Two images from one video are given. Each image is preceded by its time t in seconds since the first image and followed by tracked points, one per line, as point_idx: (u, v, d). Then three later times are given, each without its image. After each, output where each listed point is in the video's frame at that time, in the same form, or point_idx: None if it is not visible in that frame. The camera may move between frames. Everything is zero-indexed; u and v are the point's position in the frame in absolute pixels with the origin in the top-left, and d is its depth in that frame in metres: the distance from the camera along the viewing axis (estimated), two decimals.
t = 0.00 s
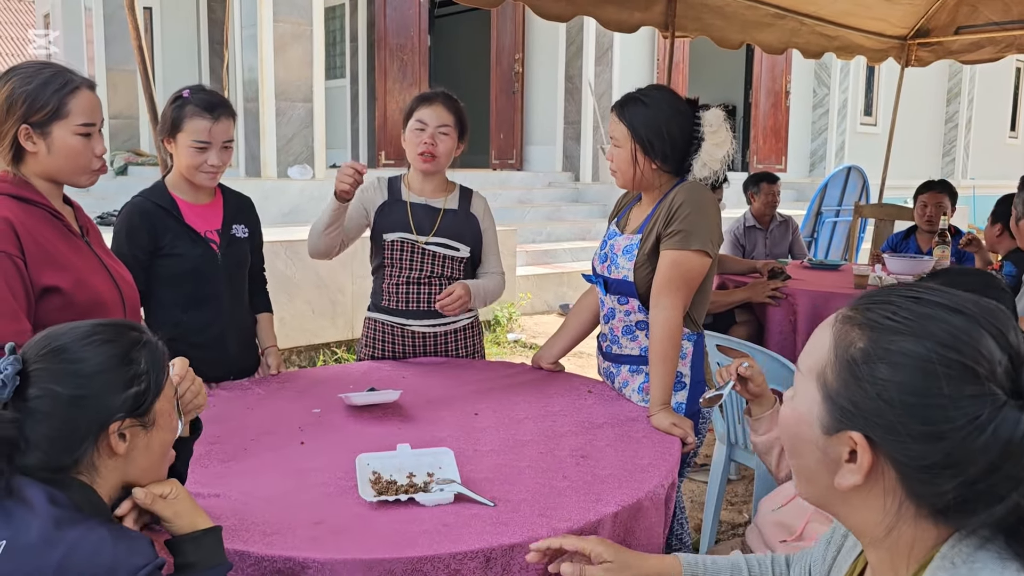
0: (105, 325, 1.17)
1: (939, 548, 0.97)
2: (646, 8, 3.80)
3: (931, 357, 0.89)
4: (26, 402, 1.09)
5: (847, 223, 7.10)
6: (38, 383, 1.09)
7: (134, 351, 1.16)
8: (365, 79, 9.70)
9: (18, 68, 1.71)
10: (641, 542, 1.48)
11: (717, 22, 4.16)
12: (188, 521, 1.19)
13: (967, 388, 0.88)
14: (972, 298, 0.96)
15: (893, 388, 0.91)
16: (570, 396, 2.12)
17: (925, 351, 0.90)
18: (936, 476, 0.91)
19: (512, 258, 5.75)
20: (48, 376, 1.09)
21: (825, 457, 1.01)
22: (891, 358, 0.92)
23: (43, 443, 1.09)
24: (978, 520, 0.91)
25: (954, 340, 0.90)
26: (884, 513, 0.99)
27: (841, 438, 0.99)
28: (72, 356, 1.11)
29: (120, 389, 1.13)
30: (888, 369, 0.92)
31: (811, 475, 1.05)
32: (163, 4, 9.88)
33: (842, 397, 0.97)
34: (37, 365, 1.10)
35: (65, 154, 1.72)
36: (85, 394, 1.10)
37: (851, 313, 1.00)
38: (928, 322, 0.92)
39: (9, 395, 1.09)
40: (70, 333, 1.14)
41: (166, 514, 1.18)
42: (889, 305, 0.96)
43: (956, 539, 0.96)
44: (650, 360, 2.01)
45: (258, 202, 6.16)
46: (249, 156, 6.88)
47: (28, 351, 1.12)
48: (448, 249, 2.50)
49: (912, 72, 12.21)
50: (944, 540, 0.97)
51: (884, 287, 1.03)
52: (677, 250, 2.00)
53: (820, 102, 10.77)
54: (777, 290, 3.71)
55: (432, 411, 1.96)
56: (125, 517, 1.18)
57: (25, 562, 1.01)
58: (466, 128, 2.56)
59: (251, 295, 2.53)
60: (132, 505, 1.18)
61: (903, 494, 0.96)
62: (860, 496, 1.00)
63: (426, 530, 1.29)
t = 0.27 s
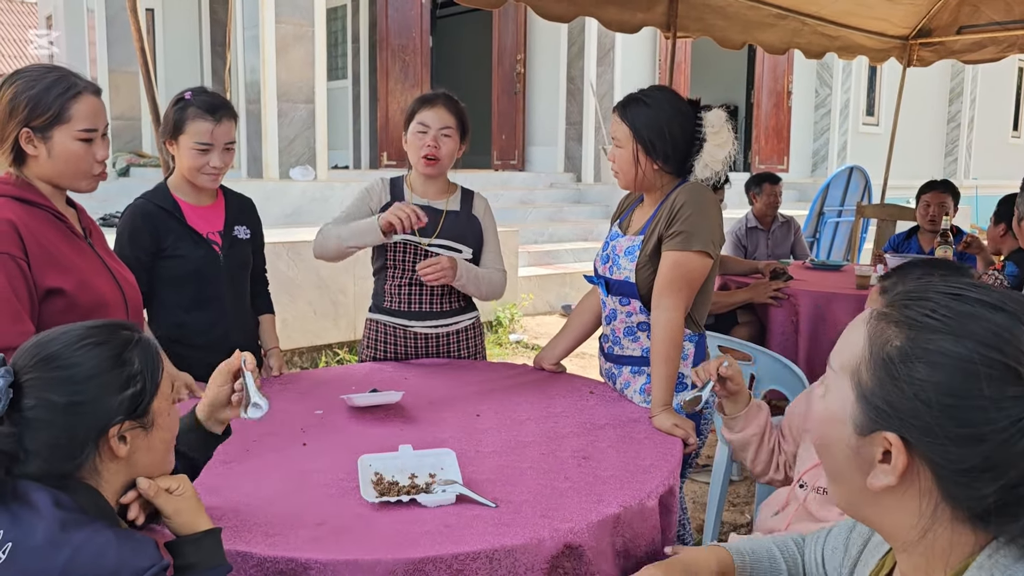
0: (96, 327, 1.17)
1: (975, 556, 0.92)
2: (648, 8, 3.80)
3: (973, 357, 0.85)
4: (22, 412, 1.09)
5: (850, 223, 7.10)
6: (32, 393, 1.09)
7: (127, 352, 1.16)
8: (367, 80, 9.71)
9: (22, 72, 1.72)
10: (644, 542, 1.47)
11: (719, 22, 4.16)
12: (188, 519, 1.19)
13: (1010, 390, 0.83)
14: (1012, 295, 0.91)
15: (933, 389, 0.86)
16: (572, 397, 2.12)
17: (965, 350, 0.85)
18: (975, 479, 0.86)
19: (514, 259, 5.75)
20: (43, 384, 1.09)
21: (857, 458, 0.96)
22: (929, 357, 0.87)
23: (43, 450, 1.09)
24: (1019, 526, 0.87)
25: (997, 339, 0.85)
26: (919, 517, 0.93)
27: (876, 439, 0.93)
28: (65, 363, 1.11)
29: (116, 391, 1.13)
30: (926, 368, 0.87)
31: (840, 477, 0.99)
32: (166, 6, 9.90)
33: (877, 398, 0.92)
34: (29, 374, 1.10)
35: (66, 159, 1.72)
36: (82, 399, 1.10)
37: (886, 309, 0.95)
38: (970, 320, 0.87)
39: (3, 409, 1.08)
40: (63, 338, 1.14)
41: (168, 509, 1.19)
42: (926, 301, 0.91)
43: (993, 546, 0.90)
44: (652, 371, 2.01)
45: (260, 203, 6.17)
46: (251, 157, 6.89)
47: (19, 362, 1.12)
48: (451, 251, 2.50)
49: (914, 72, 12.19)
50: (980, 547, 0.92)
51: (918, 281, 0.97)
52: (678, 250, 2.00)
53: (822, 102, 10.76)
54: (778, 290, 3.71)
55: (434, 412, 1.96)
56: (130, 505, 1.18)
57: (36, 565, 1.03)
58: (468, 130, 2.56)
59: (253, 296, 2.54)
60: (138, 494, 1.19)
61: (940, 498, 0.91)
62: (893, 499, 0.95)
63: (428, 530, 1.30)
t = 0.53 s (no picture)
0: (105, 329, 1.17)
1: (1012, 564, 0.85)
2: (648, 7, 3.79)
3: (1003, 349, 0.79)
4: (32, 413, 1.09)
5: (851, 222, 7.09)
6: (43, 395, 1.09)
7: (136, 354, 1.16)
8: (367, 79, 9.71)
9: (24, 73, 1.71)
10: (641, 541, 1.45)
11: (720, 21, 4.14)
12: (191, 520, 1.18)
13: None
14: None
15: (962, 384, 0.81)
16: (573, 397, 2.12)
17: (995, 342, 0.80)
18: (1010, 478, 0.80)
19: (515, 259, 5.75)
20: (53, 385, 1.10)
21: (886, 462, 0.90)
22: (957, 352, 0.82)
23: (51, 452, 1.09)
24: None
25: None
26: (952, 521, 0.86)
27: (906, 439, 0.87)
28: (75, 365, 1.11)
29: (126, 393, 1.13)
30: (955, 363, 0.82)
31: (867, 480, 0.93)
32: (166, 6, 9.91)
33: (904, 396, 0.86)
34: (40, 375, 1.11)
35: (67, 161, 1.72)
36: (91, 401, 1.10)
37: (910, 304, 0.89)
38: (999, 311, 0.81)
39: (14, 409, 1.09)
40: (73, 340, 1.14)
41: (171, 510, 1.18)
42: (953, 294, 0.86)
43: None
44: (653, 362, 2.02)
45: (260, 203, 6.17)
46: (251, 157, 6.89)
47: (30, 362, 1.12)
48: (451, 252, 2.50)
49: (916, 71, 12.18)
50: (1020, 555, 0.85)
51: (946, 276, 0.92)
52: (680, 250, 2.00)
53: (824, 101, 10.75)
54: (780, 290, 3.71)
55: (435, 412, 1.96)
56: (133, 509, 1.18)
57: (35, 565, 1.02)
58: (467, 129, 2.56)
59: (253, 297, 2.53)
60: (142, 498, 1.19)
61: (974, 501, 0.84)
62: (923, 503, 0.88)
63: (429, 530, 1.29)
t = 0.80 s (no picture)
0: (114, 330, 1.18)
1: None
2: (650, 7, 3.80)
3: None
4: (40, 413, 1.10)
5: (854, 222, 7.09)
6: (51, 395, 1.10)
7: (145, 356, 1.17)
8: (370, 80, 9.72)
9: (23, 74, 1.72)
10: (643, 539, 1.47)
11: (722, 20, 4.14)
12: (197, 521, 1.20)
13: None
14: None
15: (989, 382, 0.82)
16: (576, 396, 2.12)
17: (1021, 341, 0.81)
18: None
19: (518, 259, 5.75)
20: (61, 386, 1.11)
21: (913, 463, 0.90)
22: (982, 351, 0.83)
23: (59, 452, 1.10)
24: None
25: None
26: (981, 522, 0.86)
27: (932, 440, 0.87)
28: (85, 365, 1.12)
29: (134, 394, 1.13)
30: (980, 362, 0.83)
31: (893, 482, 0.93)
32: (169, 7, 9.93)
33: (930, 396, 0.87)
34: (49, 375, 1.12)
35: (70, 160, 1.72)
36: (99, 402, 1.11)
37: (932, 304, 0.90)
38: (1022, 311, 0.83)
39: (23, 408, 1.10)
40: (82, 340, 1.15)
41: (177, 511, 1.19)
42: (974, 293, 0.87)
43: None
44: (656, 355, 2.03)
45: (263, 203, 6.18)
46: (255, 157, 6.91)
47: (39, 362, 1.13)
48: (453, 253, 2.50)
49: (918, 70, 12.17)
50: None
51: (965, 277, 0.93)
52: (683, 249, 2.00)
53: (826, 100, 10.73)
54: (783, 288, 3.75)
55: (439, 411, 1.96)
56: (140, 512, 1.20)
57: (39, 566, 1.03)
58: (470, 129, 2.57)
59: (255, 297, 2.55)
60: (147, 501, 1.21)
61: (1003, 501, 0.84)
62: (951, 506, 0.88)
63: (432, 530, 1.30)
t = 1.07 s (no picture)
0: (115, 332, 1.20)
1: None
2: (652, 10, 3.82)
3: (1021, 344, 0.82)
4: (42, 416, 1.13)
5: (856, 223, 7.10)
6: (53, 398, 1.13)
7: (147, 359, 1.19)
8: (374, 82, 9.76)
9: (22, 78, 1.75)
10: (645, 541, 1.49)
11: (724, 23, 4.16)
12: (198, 522, 1.22)
13: None
14: None
15: (983, 377, 0.83)
16: (577, 397, 2.15)
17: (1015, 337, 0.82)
18: None
19: (521, 260, 5.78)
20: (63, 389, 1.13)
21: (905, 455, 0.92)
22: (977, 346, 0.84)
23: (61, 455, 1.13)
24: None
25: None
26: (972, 515, 0.88)
27: (925, 433, 0.89)
28: (87, 369, 1.14)
29: (136, 397, 1.16)
30: (974, 357, 0.84)
31: (886, 475, 0.95)
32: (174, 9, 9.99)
33: (924, 390, 0.88)
34: (51, 378, 1.14)
35: (75, 160, 1.75)
36: (101, 405, 1.14)
37: (929, 301, 0.92)
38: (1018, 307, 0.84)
39: (24, 410, 1.12)
40: (83, 343, 1.17)
41: (178, 512, 1.22)
42: (970, 292, 0.88)
43: None
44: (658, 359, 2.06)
45: (268, 205, 6.22)
46: (259, 159, 6.95)
47: (41, 365, 1.16)
48: (457, 253, 2.52)
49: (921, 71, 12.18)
50: None
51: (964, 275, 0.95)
52: (686, 250, 2.03)
53: (829, 101, 10.74)
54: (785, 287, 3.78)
55: (442, 412, 1.99)
56: (141, 514, 1.23)
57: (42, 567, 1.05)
58: (474, 132, 2.60)
59: (260, 299, 2.58)
60: (148, 503, 1.23)
61: (992, 493, 0.86)
62: (942, 498, 0.90)
63: (434, 530, 1.32)
